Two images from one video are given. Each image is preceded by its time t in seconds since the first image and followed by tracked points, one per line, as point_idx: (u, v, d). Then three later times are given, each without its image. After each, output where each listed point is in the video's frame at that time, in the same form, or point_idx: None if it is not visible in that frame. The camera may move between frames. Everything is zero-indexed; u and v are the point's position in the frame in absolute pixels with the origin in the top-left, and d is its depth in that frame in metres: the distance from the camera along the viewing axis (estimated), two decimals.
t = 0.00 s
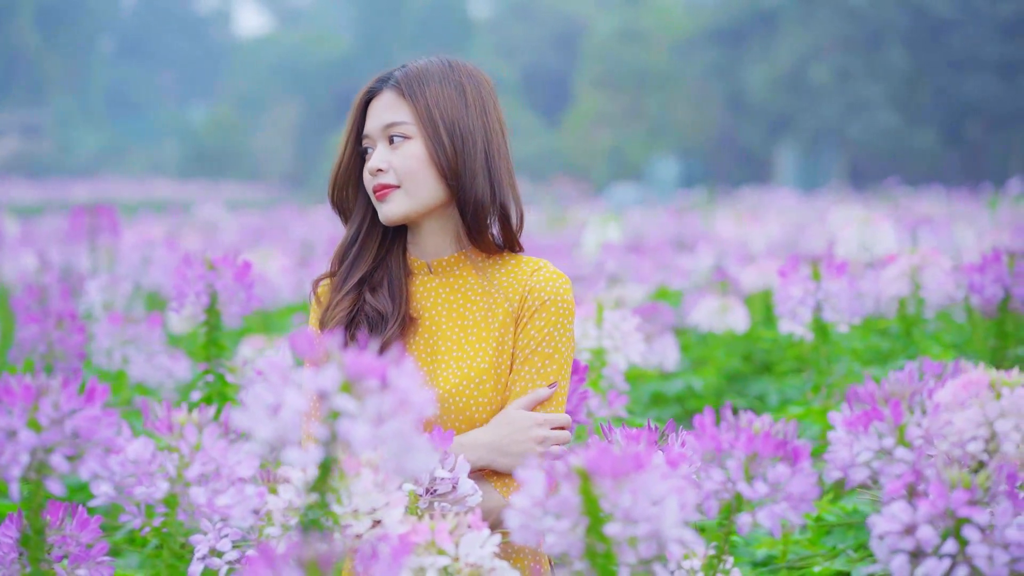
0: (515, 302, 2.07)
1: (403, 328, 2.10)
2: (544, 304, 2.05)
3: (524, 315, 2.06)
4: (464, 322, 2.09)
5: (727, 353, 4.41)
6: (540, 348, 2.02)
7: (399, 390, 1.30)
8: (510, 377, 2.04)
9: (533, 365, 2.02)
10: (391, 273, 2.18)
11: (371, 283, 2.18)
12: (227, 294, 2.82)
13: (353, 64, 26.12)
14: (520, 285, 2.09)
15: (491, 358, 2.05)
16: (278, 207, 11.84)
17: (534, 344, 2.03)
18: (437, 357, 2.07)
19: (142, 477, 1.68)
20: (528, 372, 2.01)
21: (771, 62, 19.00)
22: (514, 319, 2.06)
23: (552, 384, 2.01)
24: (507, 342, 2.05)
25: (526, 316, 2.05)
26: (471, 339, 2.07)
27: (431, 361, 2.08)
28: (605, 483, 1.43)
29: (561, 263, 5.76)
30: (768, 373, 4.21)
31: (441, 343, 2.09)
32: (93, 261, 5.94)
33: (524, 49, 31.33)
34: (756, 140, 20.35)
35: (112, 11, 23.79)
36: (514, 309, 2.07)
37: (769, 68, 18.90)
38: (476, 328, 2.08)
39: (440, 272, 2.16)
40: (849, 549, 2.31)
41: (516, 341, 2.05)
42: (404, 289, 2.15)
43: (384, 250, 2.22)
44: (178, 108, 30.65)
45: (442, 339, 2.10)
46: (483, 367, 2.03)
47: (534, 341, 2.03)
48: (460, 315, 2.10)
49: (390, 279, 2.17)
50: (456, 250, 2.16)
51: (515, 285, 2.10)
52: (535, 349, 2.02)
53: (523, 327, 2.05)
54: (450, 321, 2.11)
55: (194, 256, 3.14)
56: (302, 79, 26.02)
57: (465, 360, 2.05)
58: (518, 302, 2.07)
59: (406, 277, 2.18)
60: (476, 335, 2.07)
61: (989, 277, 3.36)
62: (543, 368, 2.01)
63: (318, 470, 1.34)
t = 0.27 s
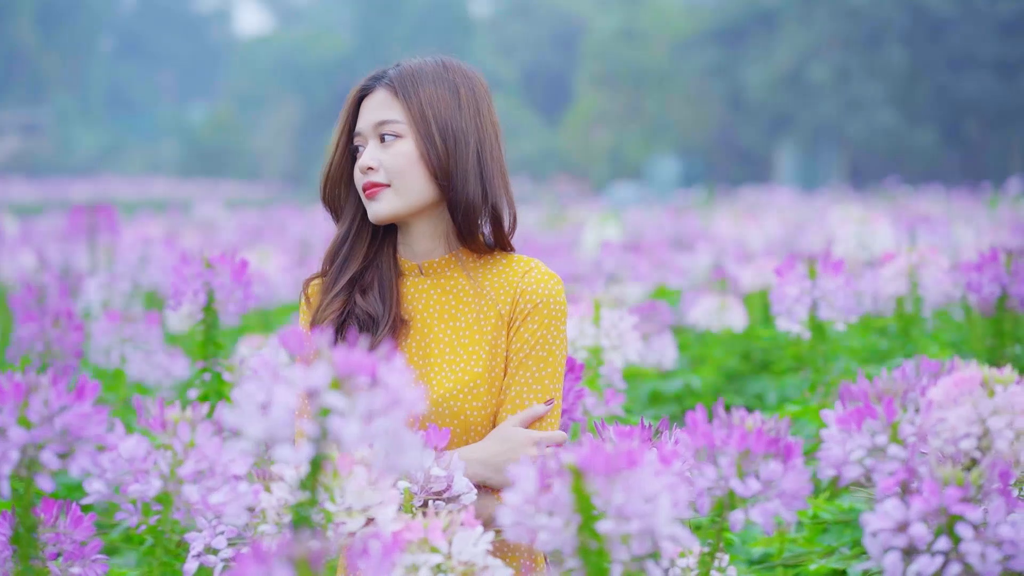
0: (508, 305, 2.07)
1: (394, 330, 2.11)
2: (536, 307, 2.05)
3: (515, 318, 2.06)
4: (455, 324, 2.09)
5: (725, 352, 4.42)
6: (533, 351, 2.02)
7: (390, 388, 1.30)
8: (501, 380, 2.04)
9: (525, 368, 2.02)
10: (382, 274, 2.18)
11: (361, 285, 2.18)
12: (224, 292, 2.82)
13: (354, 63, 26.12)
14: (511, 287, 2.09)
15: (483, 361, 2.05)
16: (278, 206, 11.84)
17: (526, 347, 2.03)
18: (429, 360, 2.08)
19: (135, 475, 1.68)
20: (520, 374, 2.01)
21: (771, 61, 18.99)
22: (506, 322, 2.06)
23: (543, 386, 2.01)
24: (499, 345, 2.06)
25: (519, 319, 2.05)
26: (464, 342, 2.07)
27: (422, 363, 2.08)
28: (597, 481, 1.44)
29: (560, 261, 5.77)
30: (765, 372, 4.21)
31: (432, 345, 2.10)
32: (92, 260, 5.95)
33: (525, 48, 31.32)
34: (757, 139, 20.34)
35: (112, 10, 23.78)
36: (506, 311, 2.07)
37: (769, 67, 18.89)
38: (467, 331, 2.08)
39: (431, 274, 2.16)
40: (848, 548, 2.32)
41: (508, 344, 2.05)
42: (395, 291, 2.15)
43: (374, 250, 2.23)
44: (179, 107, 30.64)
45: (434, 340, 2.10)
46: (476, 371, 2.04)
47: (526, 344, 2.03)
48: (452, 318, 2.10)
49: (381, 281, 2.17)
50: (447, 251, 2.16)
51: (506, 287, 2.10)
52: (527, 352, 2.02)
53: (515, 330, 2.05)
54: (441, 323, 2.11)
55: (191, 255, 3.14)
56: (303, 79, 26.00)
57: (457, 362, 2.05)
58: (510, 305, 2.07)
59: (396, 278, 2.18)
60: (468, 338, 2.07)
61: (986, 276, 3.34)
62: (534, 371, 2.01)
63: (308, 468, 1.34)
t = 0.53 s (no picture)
0: (504, 311, 2.07)
1: (388, 335, 2.10)
2: (533, 314, 2.05)
3: (511, 326, 2.06)
4: (449, 331, 2.09)
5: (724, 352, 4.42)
6: (529, 358, 2.02)
7: (385, 389, 1.29)
8: (497, 387, 2.04)
9: (522, 375, 2.02)
10: (375, 277, 2.18)
11: (354, 289, 2.18)
12: (222, 292, 2.82)
13: (355, 63, 26.08)
14: (507, 293, 2.09)
15: (479, 367, 2.05)
16: (277, 207, 11.82)
17: (522, 355, 2.03)
18: (424, 365, 2.07)
19: (130, 475, 1.69)
20: (516, 381, 2.02)
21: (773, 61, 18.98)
22: (502, 329, 2.07)
23: (539, 392, 2.02)
24: (495, 351, 2.06)
25: (516, 326, 2.05)
26: (459, 349, 2.07)
27: (414, 368, 2.08)
28: (592, 480, 1.43)
29: (559, 261, 5.77)
30: (764, 371, 4.21)
31: (426, 349, 2.09)
32: (92, 260, 5.94)
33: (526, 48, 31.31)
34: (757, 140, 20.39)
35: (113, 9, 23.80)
36: (502, 317, 2.07)
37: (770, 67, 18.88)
38: (462, 336, 2.08)
39: (424, 279, 2.15)
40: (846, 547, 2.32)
41: (504, 352, 2.05)
42: (389, 295, 2.15)
43: (367, 254, 2.23)
44: (180, 106, 30.62)
45: (428, 345, 2.10)
46: (472, 378, 2.04)
47: (523, 351, 2.03)
48: (447, 323, 2.10)
49: (375, 284, 2.17)
50: (441, 256, 2.16)
51: (502, 293, 2.10)
52: (523, 360, 2.03)
53: (512, 337, 2.05)
54: (436, 328, 2.11)
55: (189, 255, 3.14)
56: (303, 78, 25.97)
57: (453, 368, 2.05)
58: (506, 311, 2.07)
59: (390, 282, 2.18)
60: (463, 344, 2.07)
61: (984, 277, 3.34)
62: (532, 379, 2.01)
63: (302, 470, 1.34)
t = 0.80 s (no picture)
0: (504, 318, 2.07)
1: (385, 337, 2.11)
2: (534, 322, 2.05)
3: (512, 333, 2.06)
4: (447, 335, 2.10)
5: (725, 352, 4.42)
6: (530, 367, 2.02)
7: (384, 388, 1.29)
8: (497, 394, 2.05)
9: (522, 383, 2.02)
10: (372, 282, 2.18)
11: (351, 292, 2.18)
12: (222, 292, 2.82)
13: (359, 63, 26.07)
14: (508, 299, 2.09)
15: (479, 374, 2.05)
16: (281, 206, 11.82)
17: (523, 363, 2.03)
18: (422, 370, 2.08)
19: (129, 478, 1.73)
20: (517, 389, 2.02)
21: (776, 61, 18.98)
22: (502, 337, 2.07)
23: (539, 400, 2.02)
24: (495, 358, 2.06)
25: (517, 334, 2.05)
26: (457, 354, 2.07)
27: (412, 371, 2.08)
28: (589, 479, 1.44)
29: (561, 260, 5.77)
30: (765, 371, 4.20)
31: (424, 353, 2.10)
32: (94, 260, 5.93)
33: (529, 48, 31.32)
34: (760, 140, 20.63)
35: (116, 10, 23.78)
36: (502, 324, 2.07)
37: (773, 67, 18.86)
38: (461, 341, 2.09)
39: (422, 282, 2.16)
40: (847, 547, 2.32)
41: (505, 359, 2.05)
42: (386, 297, 2.15)
43: (364, 256, 2.23)
44: (184, 106, 30.63)
45: (425, 348, 2.10)
46: (471, 384, 2.04)
47: (524, 359, 2.03)
48: (445, 328, 2.10)
49: (372, 287, 2.17)
50: (438, 260, 2.17)
51: (502, 299, 2.10)
52: (524, 367, 2.03)
53: (513, 345, 2.05)
54: (434, 333, 2.11)
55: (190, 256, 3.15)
56: (307, 78, 25.96)
57: (452, 374, 2.05)
58: (506, 318, 2.07)
59: (387, 286, 2.18)
60: (461, 349, 2.08)
61: (985, 277, 3.34)
62: (532, 386, 2.01)
63: (300, 469, 1.34)
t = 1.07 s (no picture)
0: (505, 323, 2.08)
1: (385, 338, 2.11)
2: (538, 327, 2.06)
3: (513, 338, 2.07)
4: (448, 337, 2.10)
5: (728, 351, 4.42)
6: (533, 373, 2.03)
7: (383, 388, 1.30)
8: (501, 398, 2.05)
9: (524, 388, 2.03)
10: (372, 282, 2.19)
11: (352, 292, 2.19)
12: (223, 291, 2.83)
13: (364, 62, 26.11)
14: (510, 304, 2.09)
15: (480, 378, 2.06)
16: (286, 204, 11.85)
17: (525, 370, 2.04)
18: (423, 372, 2.08)
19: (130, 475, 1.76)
20: (522, 395, 2.03)
21: (781, 60, 18.95)
22: (505, 343, 2.07)
23: (542, 404, 2.03)
24: (496, 364, 2.07)
25: (520, 341, 2.06)
26: (458, 356, 2.08)
27: (412, 372, 2.08)
28: (587, 477, 1.44)
29: (563, 259, 5.79)
30: (769, 369, 4.18)
31: (423, 354, 2.10)
32: (98, 259, 5.95)
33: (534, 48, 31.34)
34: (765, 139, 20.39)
35: (122, 9, 23.78)
36: (503, 329, 2.08)
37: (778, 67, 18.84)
38: (461, 343, 2.09)
39: (422, 283, 2.17)
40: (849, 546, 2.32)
41: (506, 365, 2.06)
42: (386, 298, 2.16)
43: (364, 256, 2.24)
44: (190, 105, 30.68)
45: (425, 349, 2.10)
46: (472, 387, 2.04)
47: (528, 366, 2.04)
48: (444, 329, 2.11)
49: (372, 288, 2.18)
50: (438, 261, 2.17)
51: (503, 303, 2.10)
52: (528, 375, 2.03)
53: (516, 350, 2.06)
54: (433, 334, 2.11)
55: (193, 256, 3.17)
56: (313, 77, 26.02)
57: (453, 376, 2.06)
58: (508, 321, 2.07)
59: (387, 286, 2.19)
60: (462, 351, 2.08)
61: (987, 276, 3.33)
62: (535, 392, 2.02)
63: (296, 468, 1.34)
